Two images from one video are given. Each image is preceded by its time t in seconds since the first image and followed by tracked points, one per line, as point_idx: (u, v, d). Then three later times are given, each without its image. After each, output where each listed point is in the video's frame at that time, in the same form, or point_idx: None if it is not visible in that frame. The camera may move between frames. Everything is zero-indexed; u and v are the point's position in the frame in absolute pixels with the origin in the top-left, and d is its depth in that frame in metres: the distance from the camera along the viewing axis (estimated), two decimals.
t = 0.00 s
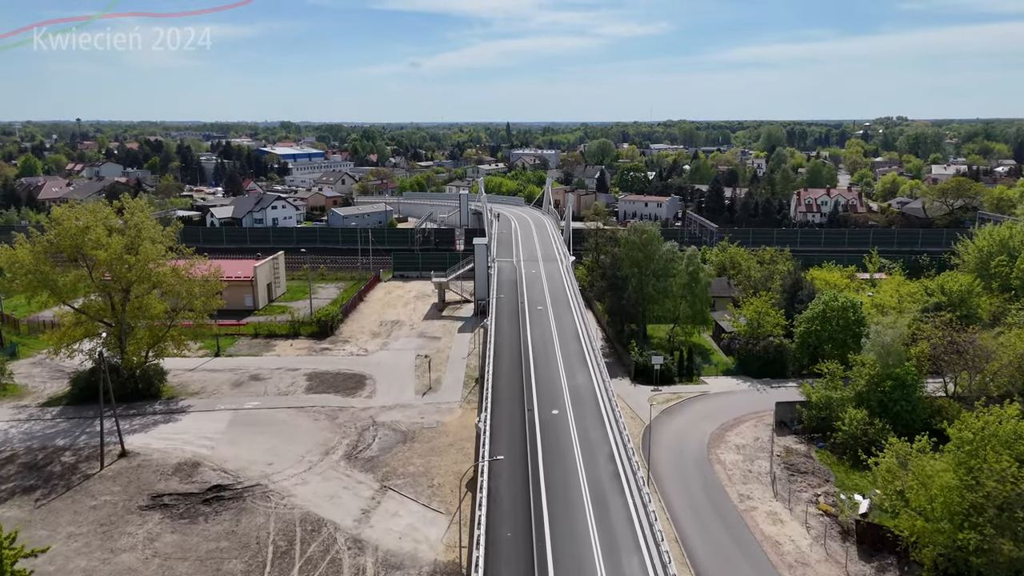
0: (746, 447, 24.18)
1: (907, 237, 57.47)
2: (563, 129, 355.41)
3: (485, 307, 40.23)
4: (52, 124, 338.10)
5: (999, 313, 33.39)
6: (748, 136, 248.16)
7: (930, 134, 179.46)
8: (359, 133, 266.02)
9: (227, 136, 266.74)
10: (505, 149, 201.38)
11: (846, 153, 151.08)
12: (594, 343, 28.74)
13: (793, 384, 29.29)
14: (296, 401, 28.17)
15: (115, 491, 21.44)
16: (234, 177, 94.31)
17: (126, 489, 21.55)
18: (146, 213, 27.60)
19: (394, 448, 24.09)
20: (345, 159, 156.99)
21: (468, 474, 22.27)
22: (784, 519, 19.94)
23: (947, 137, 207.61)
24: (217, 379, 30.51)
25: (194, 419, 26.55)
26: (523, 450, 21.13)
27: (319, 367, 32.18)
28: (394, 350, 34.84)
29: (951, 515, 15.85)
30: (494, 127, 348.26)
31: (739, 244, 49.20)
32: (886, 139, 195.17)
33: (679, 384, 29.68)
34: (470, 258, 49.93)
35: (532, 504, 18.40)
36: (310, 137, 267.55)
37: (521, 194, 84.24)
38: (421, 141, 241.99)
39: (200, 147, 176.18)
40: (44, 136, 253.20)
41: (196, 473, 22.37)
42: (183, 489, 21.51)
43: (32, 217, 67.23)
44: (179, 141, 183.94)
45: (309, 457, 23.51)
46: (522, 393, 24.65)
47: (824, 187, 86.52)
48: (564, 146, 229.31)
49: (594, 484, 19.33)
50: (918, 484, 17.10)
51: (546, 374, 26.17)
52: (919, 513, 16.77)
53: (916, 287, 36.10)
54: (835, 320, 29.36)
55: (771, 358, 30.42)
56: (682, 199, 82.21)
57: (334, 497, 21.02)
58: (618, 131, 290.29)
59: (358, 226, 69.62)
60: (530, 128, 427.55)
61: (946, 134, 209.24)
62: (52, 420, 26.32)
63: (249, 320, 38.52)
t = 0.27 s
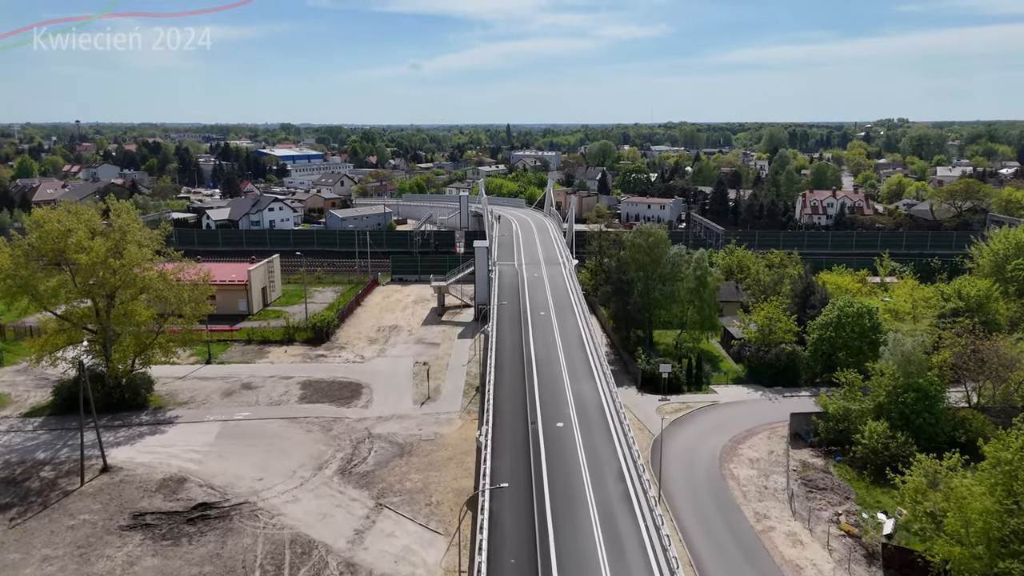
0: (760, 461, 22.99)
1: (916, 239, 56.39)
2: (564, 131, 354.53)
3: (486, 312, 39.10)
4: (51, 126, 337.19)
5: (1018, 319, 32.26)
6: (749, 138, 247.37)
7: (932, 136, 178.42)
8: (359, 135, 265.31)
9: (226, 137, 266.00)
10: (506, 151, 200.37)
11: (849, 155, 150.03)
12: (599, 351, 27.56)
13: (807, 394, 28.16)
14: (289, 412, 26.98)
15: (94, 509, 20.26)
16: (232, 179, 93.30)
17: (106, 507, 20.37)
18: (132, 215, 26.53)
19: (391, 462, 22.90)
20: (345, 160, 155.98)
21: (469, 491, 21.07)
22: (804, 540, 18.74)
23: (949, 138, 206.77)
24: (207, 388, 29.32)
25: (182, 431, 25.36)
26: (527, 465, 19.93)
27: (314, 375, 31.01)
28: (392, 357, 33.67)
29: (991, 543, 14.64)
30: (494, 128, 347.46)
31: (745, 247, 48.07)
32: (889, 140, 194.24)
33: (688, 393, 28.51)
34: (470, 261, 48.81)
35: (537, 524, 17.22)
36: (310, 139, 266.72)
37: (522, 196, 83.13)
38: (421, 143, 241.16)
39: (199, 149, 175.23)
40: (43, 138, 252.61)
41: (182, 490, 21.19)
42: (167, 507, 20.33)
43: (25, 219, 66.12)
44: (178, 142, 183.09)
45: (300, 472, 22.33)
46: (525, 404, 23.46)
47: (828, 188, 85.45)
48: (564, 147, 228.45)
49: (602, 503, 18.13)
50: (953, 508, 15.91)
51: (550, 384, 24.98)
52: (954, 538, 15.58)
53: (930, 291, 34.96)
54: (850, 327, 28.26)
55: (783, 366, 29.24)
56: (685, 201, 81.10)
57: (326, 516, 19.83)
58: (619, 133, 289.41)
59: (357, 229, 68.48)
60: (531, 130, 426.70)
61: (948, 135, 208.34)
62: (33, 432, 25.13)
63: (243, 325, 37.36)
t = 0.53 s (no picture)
0: (778, 477, 21.81)
1: (926, 242, 55.27)
2: (565, 134, 353.52)
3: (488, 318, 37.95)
4: (51, 128, 336.97)
5: None
6: (750, 140, 246.44)
7: (936, 139, 177.33)
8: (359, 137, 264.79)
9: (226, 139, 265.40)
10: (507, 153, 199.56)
11: (852, 157, 148.96)
12: (607, 359, 26.42)
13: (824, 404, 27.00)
14: (282, 423, 25.82)
15: (74, 529, 19.10)
16: (230, 181, 92.28)
17: (87, 527, 19.20)
18: (118, 217, 25.44)
19: (388, 478, 21.73)
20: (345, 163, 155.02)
21: (471, 510, 19.87)
22: (829, 564, 17.55)
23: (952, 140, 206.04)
24: (198, 397, 28.18)
25: (170, 443, 24.19)
26: (534, 482, 18.71)
27: (310, 383, 29.85)
28: (390, 365, 32.49)
29: None
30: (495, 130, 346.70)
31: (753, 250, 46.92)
32: (892, 142, 193.36)
33: (699, 404, 27.34)
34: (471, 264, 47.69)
35: (545, 546, 16.02)
36: (310, 141, 265.97)
37: (523, 198, 82.03)
38: (421, 145, 240.44)
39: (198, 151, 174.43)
40: (42, 140, 251.75)
41: (167, 508, 20.06)
42: (151, 527, 19.17)
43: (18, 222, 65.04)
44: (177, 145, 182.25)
45: (293, 488, 21.16)
46: (530, 416, 22.27)
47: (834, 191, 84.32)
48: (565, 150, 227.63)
49: (615, 523, 16.94)
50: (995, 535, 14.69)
51: (556, 394, 23.80)
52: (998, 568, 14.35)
53: (948, 297, 33.82)
54: (868, 334, 27.15)
55: (797, 375, 28.06)
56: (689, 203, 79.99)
57: (320, 537, 18.66)
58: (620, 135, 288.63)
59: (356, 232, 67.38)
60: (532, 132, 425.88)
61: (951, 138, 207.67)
62: (14, 445, 23.97)
63: (237, 332, 36.23)
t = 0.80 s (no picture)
0: (800, 495, 20.63)
1: (938, 245, 54.13)
2: (566, 137, 352.71)
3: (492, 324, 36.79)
4: (51, 131, 335.96)
5: None
6: (752, 143, 245.56)
7: (939, 141, 176.30)
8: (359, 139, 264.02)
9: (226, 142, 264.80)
10: (508, 155, 198.69)
11: (856, 159, 147.87)
12: (617, 369, 25.25)
13: (844, 416, 25.82)
14: (277, 436, 24.64)
15: (53, 553, 17.91)
16: (228, 183, 91.24)
17: (67, 550, 18.01)
18: (105, 220, 24.35)
19: (389, 497, 20.54)
20: (345, 165, 153.99)
21: (477, 531, 18.67)
22: None
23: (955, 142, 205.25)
24: (190, 408, 27.02)
25: (159, 458, 23.00)
26: (544, 503, 17.48)
27: (307, 393, 28.69)
28: (391, 374, 31.30)
29: None
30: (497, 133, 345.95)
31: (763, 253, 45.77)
32: (895, 144, 192.47)
33: (713, 415, 26.17)
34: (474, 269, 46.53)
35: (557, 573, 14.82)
36: (310, 145, 264.89)
37: (526, 201, 80.92)
38: (421, 148, 239.58)
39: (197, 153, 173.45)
40: (42, 143, 250.97)
41: (154, 529, 18.90)
42: (135, 550, 17.98)
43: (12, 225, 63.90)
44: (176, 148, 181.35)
45: (288, 508, 19.97)
46: (539, 430, 21.07)
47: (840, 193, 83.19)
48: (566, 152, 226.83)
49: (632, 547, 15.74)
50: None
51: (565, 407, 22.60)
52: None
53: (968, 302, 32.65)
54: (890, 342, 25.99)
55: (815, 385, 26.88)
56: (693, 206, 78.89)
57: (315, 562, 17.48)
58: (621, 137, 287.94)
59: (355, 235, 66.28)
60: (533, 135, 425.07)
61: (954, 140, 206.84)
62: None
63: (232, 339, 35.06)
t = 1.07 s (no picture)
0: (827, 514, 19.47)
1: (950, 248, 52.99)
2: (567, 138, 351.74)
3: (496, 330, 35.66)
4: (50, 133, 334.74)
5: None
6: (753, 144, 244.56)
7: (943, 141, 175.15)
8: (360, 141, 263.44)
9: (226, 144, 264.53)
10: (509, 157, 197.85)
11: (860, 160, 146.69)
12: (629, 379, 24.06)
13: (867, 428, 24.70)
14: (273, 449, 23.47)
15: None
16: (227, 185, 90.19)
17: None
18: (92, 224, 23.29)
19: (390, 516, 19.36)
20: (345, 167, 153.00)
21: (485, 556, 17.47)
22: None
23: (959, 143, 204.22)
24: (182, 419, 25.84)
25: (148, 474, 21.83)
26: (557, 526, 16.25)
27: (304, 403, 27.51)
28: (392, 382, 30.14)
29: None
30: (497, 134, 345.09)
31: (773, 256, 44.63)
32: (898, 145, 191.27)
33: (730, 427, 25.02)
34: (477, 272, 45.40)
35: None
36: (310, 146, 263.64)
37: (528, 203, 79.85)
38: (422, 149, 238.93)
39: (197, 155, 172.49)
40: (43, 145, 251.10)
41: (141, 552, 17.73)
42: None
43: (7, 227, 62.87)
44: (176, 149, 180.80)
45: (283, 529, 18.79)
46: (549, 445, 19.85)
47: (847, 194, 82.10)
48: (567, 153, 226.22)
49: None
50: None
51: (576, 420, 21.39)
52: None
53: (990, 306, 31.47)
54: (915, 350, 24.86)
55: (836, 394, 25.74)
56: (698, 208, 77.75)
57: None
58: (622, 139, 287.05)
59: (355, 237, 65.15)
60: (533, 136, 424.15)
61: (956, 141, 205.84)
62: None
63: (228, 346, 33.91)
